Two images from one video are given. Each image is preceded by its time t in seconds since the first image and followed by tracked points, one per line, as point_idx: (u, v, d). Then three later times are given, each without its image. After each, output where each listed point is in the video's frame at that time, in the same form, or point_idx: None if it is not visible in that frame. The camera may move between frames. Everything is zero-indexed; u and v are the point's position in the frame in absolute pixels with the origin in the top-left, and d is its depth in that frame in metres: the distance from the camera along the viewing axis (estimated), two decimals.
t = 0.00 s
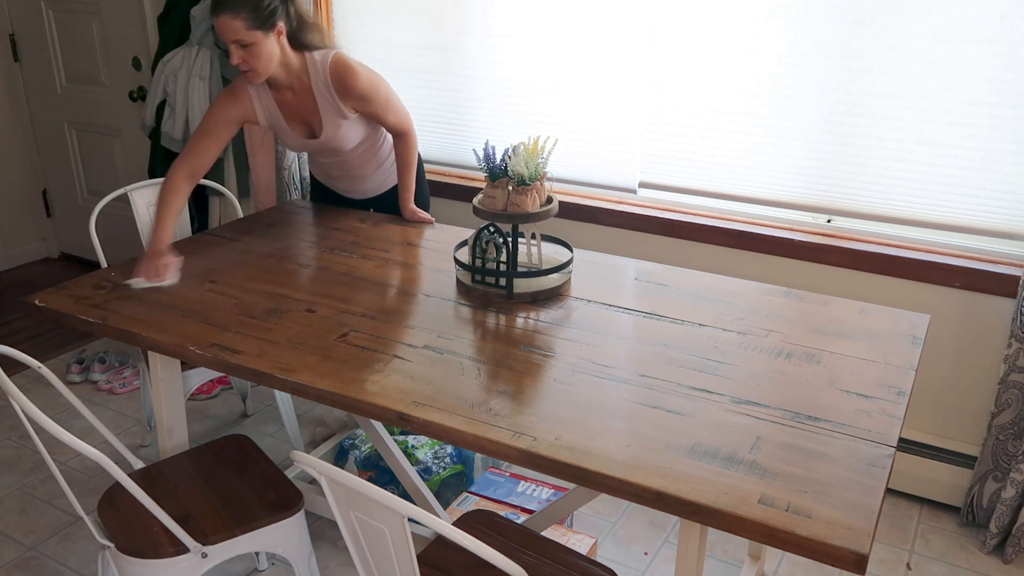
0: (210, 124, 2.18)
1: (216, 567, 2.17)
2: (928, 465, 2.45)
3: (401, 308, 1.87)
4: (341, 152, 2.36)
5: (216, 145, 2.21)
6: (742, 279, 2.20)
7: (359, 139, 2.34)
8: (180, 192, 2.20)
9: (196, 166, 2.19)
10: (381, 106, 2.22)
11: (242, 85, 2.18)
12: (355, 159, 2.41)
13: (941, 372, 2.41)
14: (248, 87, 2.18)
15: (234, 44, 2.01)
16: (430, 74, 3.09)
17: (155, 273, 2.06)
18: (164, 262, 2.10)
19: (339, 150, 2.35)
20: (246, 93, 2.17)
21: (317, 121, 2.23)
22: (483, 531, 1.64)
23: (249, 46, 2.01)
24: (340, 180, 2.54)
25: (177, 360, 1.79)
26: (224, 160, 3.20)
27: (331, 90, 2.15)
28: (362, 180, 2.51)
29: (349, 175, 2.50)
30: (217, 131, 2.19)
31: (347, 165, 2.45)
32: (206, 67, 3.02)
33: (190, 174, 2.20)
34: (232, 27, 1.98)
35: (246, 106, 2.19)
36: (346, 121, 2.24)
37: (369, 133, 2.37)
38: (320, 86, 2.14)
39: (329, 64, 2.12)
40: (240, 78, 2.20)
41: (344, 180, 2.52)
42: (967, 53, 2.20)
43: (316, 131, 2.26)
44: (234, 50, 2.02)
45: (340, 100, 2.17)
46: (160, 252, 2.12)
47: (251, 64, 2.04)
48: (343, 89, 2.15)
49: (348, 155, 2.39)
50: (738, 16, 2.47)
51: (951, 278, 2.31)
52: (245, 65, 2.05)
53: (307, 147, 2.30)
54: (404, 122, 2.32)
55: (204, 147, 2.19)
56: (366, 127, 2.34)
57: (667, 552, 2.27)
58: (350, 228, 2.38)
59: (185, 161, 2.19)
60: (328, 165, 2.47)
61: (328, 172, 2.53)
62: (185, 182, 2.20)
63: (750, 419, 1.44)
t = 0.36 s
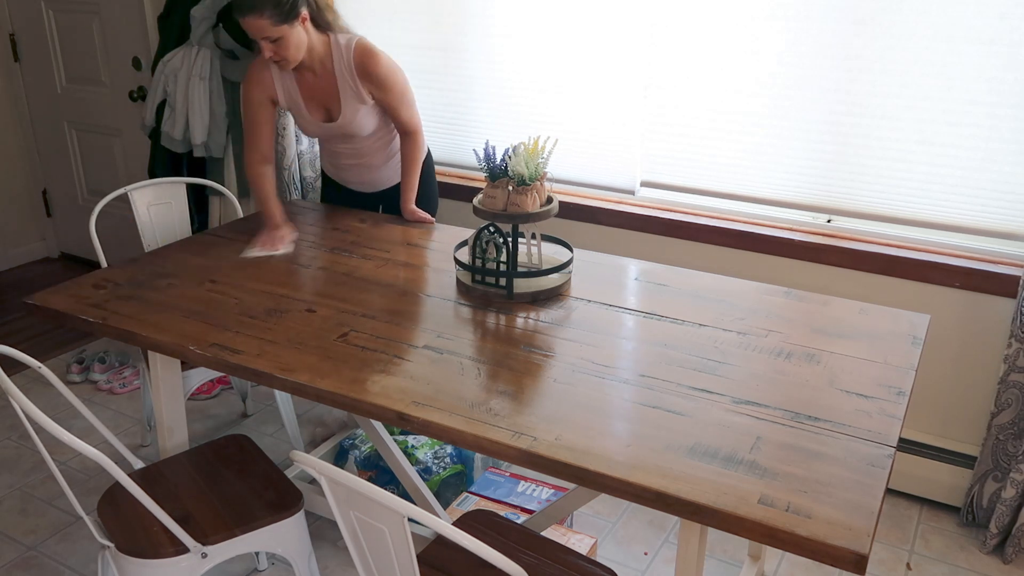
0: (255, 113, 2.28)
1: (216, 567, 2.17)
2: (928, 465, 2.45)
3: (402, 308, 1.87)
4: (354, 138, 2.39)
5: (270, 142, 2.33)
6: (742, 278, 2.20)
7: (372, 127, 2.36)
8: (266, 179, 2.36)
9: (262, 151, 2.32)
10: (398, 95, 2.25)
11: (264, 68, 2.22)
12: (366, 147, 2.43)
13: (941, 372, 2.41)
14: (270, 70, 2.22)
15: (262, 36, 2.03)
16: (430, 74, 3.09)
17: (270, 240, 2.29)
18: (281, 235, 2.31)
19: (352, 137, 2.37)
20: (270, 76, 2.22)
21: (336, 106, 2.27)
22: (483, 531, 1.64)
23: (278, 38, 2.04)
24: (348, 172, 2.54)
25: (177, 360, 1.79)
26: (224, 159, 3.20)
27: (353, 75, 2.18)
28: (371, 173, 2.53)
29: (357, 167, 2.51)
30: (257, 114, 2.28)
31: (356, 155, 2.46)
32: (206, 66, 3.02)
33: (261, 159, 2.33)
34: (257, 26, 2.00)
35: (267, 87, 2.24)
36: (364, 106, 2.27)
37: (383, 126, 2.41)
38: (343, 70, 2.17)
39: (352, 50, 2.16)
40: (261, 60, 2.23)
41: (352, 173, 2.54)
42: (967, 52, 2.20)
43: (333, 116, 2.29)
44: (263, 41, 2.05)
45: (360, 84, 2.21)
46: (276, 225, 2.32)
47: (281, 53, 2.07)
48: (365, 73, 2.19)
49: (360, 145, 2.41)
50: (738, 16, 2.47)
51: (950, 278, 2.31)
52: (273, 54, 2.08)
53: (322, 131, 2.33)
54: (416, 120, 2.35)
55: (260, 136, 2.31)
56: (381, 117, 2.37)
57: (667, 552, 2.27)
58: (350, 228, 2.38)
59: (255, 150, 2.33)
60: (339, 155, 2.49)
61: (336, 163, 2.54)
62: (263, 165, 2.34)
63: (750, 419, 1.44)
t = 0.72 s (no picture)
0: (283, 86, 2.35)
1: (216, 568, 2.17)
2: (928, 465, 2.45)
3: (401, 308, 1.88)
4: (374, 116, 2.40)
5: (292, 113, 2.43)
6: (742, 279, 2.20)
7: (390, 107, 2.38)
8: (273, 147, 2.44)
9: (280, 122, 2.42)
10: (418, 75, 2.27)
11: (299, 39, 2.29)
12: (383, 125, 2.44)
13: (941, 372, 2.41)
14: (304, 41, 2.28)
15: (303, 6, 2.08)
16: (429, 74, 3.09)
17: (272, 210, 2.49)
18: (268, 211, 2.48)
19: (372, 114, 2.39)
20: (304, 47, 2.28)
21: (360, 82, 2.30)
22: (483, 531, 1.64)
23: (317, 7, 2.09)
24: (365, 156, 2.54)
25: (177, 360, 1.79)
26: (225, 159, 3.20)
27: (380, 50, 2.22)
28: (389, 157, 2.52)
29: (375, 150, 2.50)
30: (283, 88, 2.36)
31: (374, 135, 2.47)
32: (206, 66, 3.02)
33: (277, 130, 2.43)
34: None
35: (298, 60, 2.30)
36: (385, 83, 2.30)
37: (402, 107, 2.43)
38: (370, 45, 2.21)
39: (382, 24, 2.21)
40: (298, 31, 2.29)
41: (371, 157, 2.52)
42: (967, 53, 2.20)
43: (357, 91, 2.32)
44: (303, 12, 2.09)
45: (386, 59, 2.24)
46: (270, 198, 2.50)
47: (319, 23, 2.12)
48: (390, 49, 2.22)
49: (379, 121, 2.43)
50: (738, 16, 2.47)
51: (950, 278, 2.31)
52: (311, 25, 2.13)
53: (344, 106, 2.35)
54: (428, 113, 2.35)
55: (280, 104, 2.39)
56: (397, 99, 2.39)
57: (667, 552, 2.27)
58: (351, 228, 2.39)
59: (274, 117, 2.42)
60: (358, 136, 2.49)
61: (353, 148, 2.54)
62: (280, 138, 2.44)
63: (750, 419, 1.44)
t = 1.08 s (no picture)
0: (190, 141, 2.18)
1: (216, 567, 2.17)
2: (928, 465, 2.45)
3: (401, 308, 1.87)
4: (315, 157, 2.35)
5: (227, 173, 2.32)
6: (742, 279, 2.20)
7: (329, 145, 2.32)
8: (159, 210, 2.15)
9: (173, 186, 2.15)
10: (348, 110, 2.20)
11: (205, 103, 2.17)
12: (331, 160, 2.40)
13: (940, 372, 2.41)
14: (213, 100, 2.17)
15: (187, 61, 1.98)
16: (430, 73, 3.09)
17: (103, 279, 2.00)
18: (115, 275, 2.03)
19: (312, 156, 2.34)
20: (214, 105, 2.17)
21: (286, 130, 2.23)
22: (483, 531, 1.64)
23: (206, 60, 1.99)
24: (325, 181, 2.53)
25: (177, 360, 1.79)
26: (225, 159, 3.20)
27: (293, 98, 2.13)
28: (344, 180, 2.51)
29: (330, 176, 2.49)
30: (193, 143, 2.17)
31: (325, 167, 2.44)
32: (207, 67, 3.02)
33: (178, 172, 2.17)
34: (184, 43, 1.94)
35: (216, 120, 2.18)
36: (313, 127, 2.23)
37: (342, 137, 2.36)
38: (281, 95, 2.12)
39: (287, 74, 2.10)
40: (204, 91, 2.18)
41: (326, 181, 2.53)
42: (967, 53, 2.20)
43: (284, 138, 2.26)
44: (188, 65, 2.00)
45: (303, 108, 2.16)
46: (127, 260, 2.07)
47: (207, 75, 2.03)
48: (305, 97, 2.13)
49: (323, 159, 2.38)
50: (738, 16, 2.47)
51: (951, 278, 2.31)
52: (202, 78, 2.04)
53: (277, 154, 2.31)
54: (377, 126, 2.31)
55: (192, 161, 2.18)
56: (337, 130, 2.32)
57: (667, 552, 2.27)
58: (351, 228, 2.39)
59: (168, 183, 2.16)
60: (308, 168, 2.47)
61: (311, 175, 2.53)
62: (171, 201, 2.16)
63: (751, 419, 1.44)
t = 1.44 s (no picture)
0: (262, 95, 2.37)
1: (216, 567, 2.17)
2: (928, 465, 2.45)
3: (402, 308, 1.87)
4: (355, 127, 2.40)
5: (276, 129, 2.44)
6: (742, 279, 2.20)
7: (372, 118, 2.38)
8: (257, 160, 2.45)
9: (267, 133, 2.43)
10: (396, 86, 2.25)
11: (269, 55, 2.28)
12: (365, 137, 2.44)
13: (940, 372, 2.41)
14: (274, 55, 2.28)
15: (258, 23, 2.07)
16: (430, 74, 3.08)
17: (223, 222, 2.40)
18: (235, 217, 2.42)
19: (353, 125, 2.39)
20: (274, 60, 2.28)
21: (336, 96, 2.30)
22: (483, 531, 1.64)
23: (277, 25, 2.08)
24: (350, 166, 2.55)
25: (177, 360, 1.79)
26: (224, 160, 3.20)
27: (351, 63, 2.20)
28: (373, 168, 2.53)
29: (357, 160, 2.51)
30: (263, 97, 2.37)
31: (358, 146, 2.47)
32: (206, 67, 3.02)
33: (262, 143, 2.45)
34: (256, 13, 2.04)
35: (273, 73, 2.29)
36: (362, 96, 2.29)
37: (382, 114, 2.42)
38: (340, 59, 2.20)
39: (350, 39, 2.18)
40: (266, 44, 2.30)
41: (356, 168, 2.54)
42: (967, 53, 2.20)
43: (332, 104, 2.33)
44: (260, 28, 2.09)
45: (359, 75, 2.23)
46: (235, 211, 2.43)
47: (277, 39, 2.12)
48: (361, 62, 2.20)
49: (362, 133, 2.43)
50: (738, 15, 2.47)
51: (950, 278, 2.31)
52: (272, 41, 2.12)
53: (321, 118, 2.37)
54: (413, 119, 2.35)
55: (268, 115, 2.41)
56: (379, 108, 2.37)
57: (667, 551, 2.27)
58: (351, 228, 2.39)
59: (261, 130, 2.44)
60: (342, 149, 2.50)
61: (338, 159, 2.56)
62: (266, 152, 2.45)
63: (751, 420, 1.44)
